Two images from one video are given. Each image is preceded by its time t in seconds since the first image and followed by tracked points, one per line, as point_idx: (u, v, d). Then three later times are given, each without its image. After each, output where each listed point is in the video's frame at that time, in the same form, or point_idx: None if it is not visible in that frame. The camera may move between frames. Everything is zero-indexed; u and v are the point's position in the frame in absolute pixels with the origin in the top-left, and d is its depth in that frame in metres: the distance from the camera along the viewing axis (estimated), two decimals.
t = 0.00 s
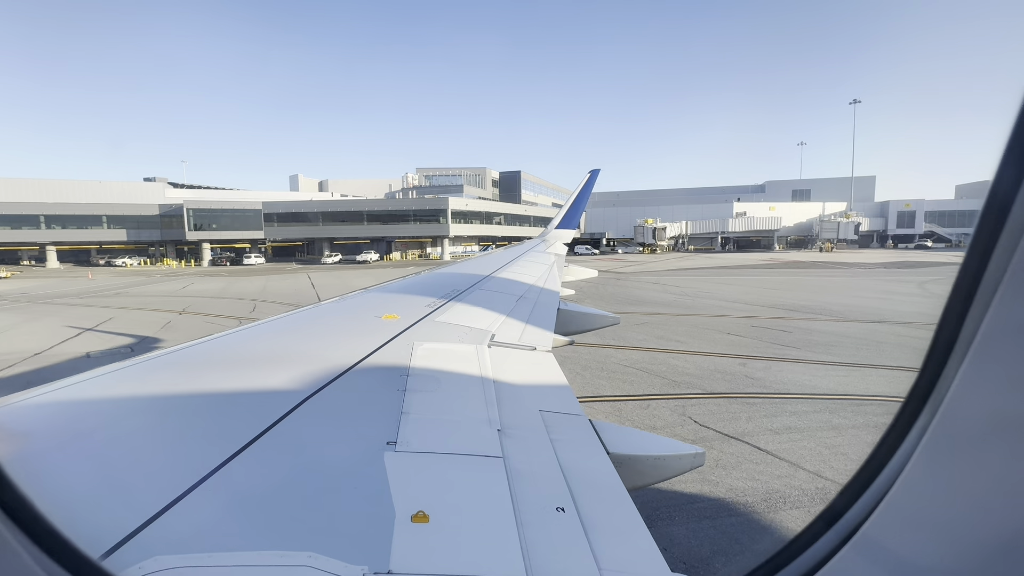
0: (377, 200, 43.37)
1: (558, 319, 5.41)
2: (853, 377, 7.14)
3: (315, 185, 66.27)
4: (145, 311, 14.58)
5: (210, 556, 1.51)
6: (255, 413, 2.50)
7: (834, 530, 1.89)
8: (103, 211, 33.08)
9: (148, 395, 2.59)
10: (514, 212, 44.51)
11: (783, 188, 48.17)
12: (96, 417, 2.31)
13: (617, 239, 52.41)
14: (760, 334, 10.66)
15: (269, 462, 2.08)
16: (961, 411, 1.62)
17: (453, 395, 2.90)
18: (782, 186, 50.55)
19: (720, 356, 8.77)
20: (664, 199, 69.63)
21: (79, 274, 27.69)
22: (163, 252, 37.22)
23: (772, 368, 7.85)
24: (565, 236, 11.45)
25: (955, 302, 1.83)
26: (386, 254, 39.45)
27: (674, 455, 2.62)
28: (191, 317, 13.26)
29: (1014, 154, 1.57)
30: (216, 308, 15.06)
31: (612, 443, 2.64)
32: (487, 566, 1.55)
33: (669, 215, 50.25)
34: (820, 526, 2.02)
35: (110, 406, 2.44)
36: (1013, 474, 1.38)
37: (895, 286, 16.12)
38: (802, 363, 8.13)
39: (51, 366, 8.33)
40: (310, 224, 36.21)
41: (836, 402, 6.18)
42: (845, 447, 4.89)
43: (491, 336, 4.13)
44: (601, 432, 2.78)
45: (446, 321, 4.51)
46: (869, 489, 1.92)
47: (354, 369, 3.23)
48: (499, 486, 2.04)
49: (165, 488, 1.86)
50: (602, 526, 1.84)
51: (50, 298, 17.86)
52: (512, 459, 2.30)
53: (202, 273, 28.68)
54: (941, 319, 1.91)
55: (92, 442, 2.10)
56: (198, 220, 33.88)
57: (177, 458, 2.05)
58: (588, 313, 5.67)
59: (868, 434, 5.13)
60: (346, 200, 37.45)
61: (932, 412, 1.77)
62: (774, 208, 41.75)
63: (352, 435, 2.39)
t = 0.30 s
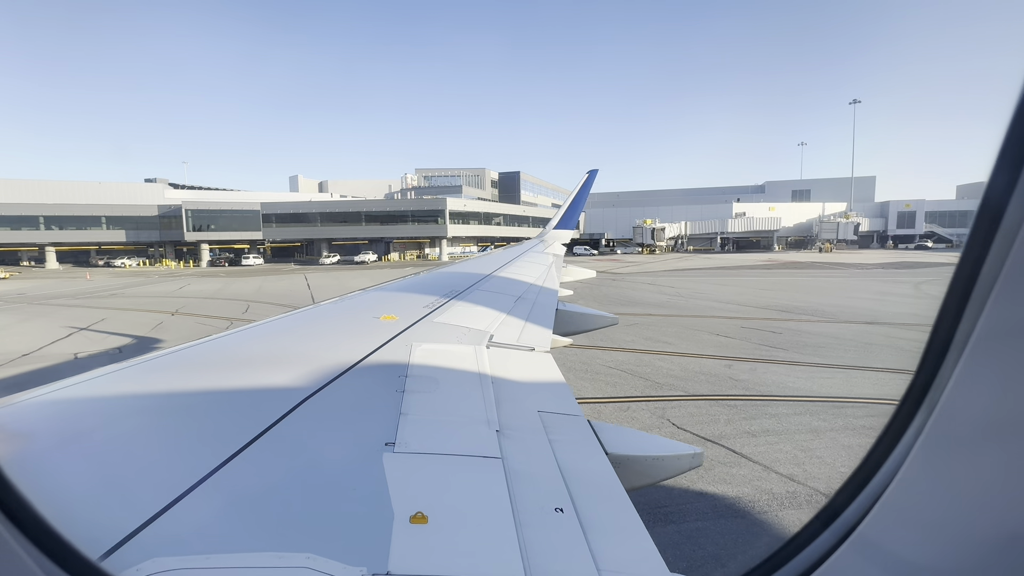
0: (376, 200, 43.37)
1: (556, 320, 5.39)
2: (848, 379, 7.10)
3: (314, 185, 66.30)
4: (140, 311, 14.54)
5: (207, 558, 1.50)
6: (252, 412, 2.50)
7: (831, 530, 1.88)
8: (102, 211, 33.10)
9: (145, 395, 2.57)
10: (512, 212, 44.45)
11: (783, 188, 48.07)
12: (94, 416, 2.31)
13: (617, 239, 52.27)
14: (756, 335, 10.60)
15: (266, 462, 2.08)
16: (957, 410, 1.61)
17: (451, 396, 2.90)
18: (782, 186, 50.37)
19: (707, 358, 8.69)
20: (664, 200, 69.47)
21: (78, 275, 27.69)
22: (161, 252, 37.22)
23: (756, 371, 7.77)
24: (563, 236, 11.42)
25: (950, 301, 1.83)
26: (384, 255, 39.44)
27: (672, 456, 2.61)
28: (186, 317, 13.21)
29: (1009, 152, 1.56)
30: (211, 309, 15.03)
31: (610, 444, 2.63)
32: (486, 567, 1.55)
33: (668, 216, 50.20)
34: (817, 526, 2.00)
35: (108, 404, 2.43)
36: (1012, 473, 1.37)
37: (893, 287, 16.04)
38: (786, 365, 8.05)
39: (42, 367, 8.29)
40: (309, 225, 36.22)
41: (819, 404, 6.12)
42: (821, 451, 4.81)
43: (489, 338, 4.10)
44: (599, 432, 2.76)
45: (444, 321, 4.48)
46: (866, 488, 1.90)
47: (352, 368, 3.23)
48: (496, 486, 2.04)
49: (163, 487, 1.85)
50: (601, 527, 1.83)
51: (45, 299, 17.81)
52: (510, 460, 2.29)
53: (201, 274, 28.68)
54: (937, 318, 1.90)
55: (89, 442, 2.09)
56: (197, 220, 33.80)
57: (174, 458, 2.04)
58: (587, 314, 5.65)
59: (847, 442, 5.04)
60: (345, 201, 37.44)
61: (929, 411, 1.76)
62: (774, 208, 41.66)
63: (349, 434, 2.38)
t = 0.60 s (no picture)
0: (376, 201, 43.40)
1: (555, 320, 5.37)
2: (842, 380, 7.07)
3: (315, 185, 66.43)
4: (138, 312, 14.57)
5: (206, 557, 1.49)
6: (250, 411, 2.49)
7: (830, 529, 1.86)
8: (103, 212, 33.22)
9: (144, 394, 2.56)
10: (512, 213, 44.42)
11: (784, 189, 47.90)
12: (94, 414, 2.29)
13: (617, 239, 52.21)
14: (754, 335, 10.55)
15: (265, 461, 2.07)
16: (957, 408, 1.60)
17: (449, 396, 2.88)
18: (782, 186, 50.22)
19: (696, 360, 8.63)
20: (665, 200, 69.37)
21: (79, 276, 27.80)
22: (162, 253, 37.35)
23: (741, 373, 7.68)
24: (562, 237, 11.40)
25: (949, 300, 1.81)
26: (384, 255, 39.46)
27: (671, 456, 2.59)
28: (183, 318, 13.21)
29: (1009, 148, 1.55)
30: (209, 309, 15.04)
31: (610, 445, 2.61)
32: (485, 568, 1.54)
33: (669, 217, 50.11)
34: (816, 525, 1.99)
35: (107, 404, 2.42)
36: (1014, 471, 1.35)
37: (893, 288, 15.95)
38: (775, 367, 7.97)
39: (39, 367, 8.32)
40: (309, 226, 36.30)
41: (801, 407, 6.05)
42: (797, 454, 4.73)
43: (488, 339, 4.07)
44: (597, 432, 2.75)
45: (443, 322, 4.47)
46: (864, 486, 1.89)
47: (351, 368, 3.22)
48: (496, 486, 2.04)
49: (160, 486, 1.84)
50: (601, 528, 1.83)
51: (44, 299, 17.87)
52: (509, 461, 2.28)
53: (201, 275, 28.77)
54: (935, 316, 1.88)
55: (89, 440, 2.08)
56: (197, 221, 34.22)
57: (174, 456, 2.03)
58: (586, 315, 5.64)
59: (822, 443, 4.97)
60: (345, 201, 37.48)
61: (928, 410, 1.74)
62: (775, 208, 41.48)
63: (345, 434, 2.38)
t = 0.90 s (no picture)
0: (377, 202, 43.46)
1: (554, 320, 5.35)
2: (839, 382, 7.00)
3: (318, 186, 66.66)
4: (137, 312, 14.60)
5: (205, 558, 1.48)
6: (250, 410, 2.49)
7: (830, 528, 1.84)
8: (106, 213, 33.46)
9: (144, 394, 2.56)
10: (513, 214, 44.39)
11: (787, 189, 47.65)
12: (94, 414, 2.29)
13: (618, 240, 52.05)
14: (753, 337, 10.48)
15: (263, 461, 2.07)
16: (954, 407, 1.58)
17: (449, 396, 2.88)
18: (785, 187, 49.94)
19: (683, 361, 8.53)
20: (667, 200, 69.02)
21: (81, 276, 27.95)
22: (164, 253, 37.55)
23: (729, 375, 7.57)
24: (561, 237, 11.38)
25: (951, 299, 1.79)
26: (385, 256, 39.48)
27: (669, 456, 2.57)
28: (181, 318, 13.22)
29: (1012, 144, 1.52)
30: (207, 309, 15.06)
31: (609, 445, 2.60)
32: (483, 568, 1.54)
33: (670, 218, 49.98)
34: (816, 525, 1.96)
35: (108, 404, 2.43)
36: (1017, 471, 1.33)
37: (894, 289, 15.83)
38: (764, 369, 7.85)
39: (37, 367, 8.34)
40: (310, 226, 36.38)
41: (785, 410, 5.97)
42: (775, 459, 4.63)
43: (487, 339, 4.05)
44: (596, 432, 2.73)
45: (442, 322, 4.46)
46: (865, 486, 1.87)
47: (351, 368, 3.22)
48: (494, 486, 2.03)
49: (160, 485, 1.84)
50: (600, 528, 1.82)
51: (44, 299, 17.94)
52: (509, 461, 2.27)
53: (202, 275, 28.89)
54: (936, 316, 1.86)
55: (88, 438, 2.07)
56: (199, 222, 34.36)
57: (172, 455, 2.02)
58: (586, 316, 5.61)
59: (802, 447, 4.86)
60: (347, 202, 37.54)
61: (929, 408, 1.72)
62: (778, 209, 41.32)
63: (344, 433, 2.37)
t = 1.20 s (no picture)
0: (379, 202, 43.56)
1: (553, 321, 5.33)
2: (833, 384, 6.95)
3: (320, 186, 66.89)
4: (136, 312, 14.65)
5: (204, 559, 1.48)
6: (248, 410, 2.50)
7: (829, 531, 1.81)
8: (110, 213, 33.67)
9: (143, 396, 2.57)
10: (515, 214, 44.34)
11: (791, 189, 47.43)
12: (94, 416, 2.30)
13: (620, 240, 51.87)
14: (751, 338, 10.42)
15: (261, 463, 2.06)
16: (954, 410, 1.56)
17: (448, 396, 2.87)
18: (789, 187, 49.63)
19: (672, 363, 8.44)
20: (670, 201, 68.81)
21: (85, 275, 28.12)
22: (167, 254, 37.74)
23: (717, 377, 7.48)
24: (561, 237, 11.35)
25: (951, 299, 1.77)
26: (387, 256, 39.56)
27: (669, 456, 2.55)
28: (179, 318, 13.24)
29: (1012, 144, 1.50)
30: (206, 309, 15.08)
31: (608, 445, 2.58)
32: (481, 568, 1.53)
33: (673, 218, 49.81)
34: (816, 528, 1.94)
35: (108, 405, 2.43)
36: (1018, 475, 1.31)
37: (897, 290, 15.73)
38: (754, 372, 7.76)
39: (34, 368, 8.38)
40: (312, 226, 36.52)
41: (769, 414, 5.89)
42: (763, 463, 4.56)
43: (486, 339, 4.04)
44: (595, 431, 2.72)
45: (441, 322, 4.46)
46: (865, 488, 1.84)
47: (350, 368, 3.23)
48: (493, 487, 2.02)
49: (156, 487, 1.84)
50: (600, 529, 1.82)
51: (46, 299, 18.05)
52: (508, 461, 2.26)
53: (205, 275, 29.05)
54: (935, 317, 1.84)
55: (86, 442, 2.07)
56: (202, 222, 34.54)
57: (170, 457, 2.02)
58: (586, 316, 5.58)
59: (783, 452, 4.78)
60: (350, 202, 37.67)
61: (929, 409, 1.70)
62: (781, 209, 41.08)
63: (342, 435, 2.37)
